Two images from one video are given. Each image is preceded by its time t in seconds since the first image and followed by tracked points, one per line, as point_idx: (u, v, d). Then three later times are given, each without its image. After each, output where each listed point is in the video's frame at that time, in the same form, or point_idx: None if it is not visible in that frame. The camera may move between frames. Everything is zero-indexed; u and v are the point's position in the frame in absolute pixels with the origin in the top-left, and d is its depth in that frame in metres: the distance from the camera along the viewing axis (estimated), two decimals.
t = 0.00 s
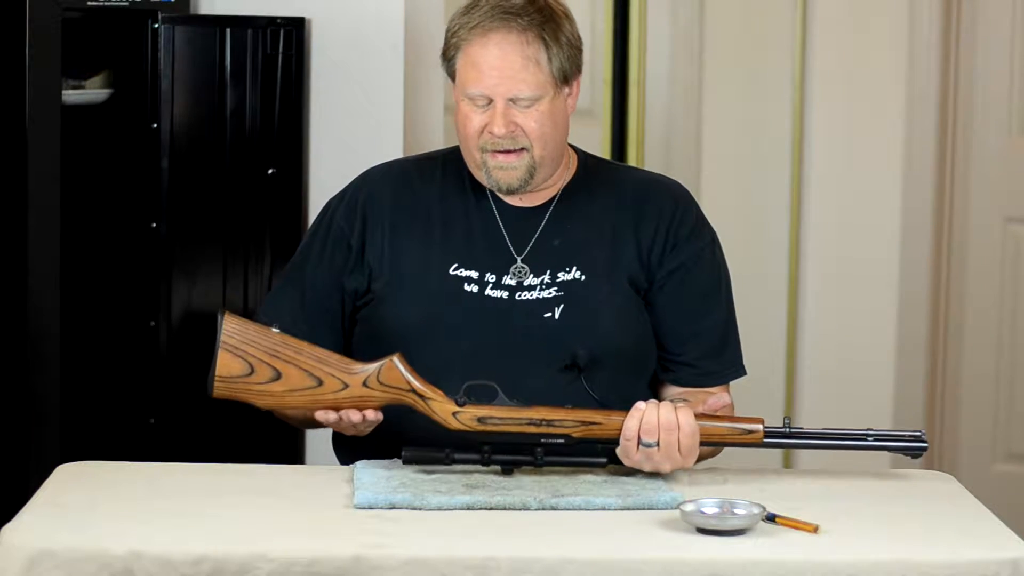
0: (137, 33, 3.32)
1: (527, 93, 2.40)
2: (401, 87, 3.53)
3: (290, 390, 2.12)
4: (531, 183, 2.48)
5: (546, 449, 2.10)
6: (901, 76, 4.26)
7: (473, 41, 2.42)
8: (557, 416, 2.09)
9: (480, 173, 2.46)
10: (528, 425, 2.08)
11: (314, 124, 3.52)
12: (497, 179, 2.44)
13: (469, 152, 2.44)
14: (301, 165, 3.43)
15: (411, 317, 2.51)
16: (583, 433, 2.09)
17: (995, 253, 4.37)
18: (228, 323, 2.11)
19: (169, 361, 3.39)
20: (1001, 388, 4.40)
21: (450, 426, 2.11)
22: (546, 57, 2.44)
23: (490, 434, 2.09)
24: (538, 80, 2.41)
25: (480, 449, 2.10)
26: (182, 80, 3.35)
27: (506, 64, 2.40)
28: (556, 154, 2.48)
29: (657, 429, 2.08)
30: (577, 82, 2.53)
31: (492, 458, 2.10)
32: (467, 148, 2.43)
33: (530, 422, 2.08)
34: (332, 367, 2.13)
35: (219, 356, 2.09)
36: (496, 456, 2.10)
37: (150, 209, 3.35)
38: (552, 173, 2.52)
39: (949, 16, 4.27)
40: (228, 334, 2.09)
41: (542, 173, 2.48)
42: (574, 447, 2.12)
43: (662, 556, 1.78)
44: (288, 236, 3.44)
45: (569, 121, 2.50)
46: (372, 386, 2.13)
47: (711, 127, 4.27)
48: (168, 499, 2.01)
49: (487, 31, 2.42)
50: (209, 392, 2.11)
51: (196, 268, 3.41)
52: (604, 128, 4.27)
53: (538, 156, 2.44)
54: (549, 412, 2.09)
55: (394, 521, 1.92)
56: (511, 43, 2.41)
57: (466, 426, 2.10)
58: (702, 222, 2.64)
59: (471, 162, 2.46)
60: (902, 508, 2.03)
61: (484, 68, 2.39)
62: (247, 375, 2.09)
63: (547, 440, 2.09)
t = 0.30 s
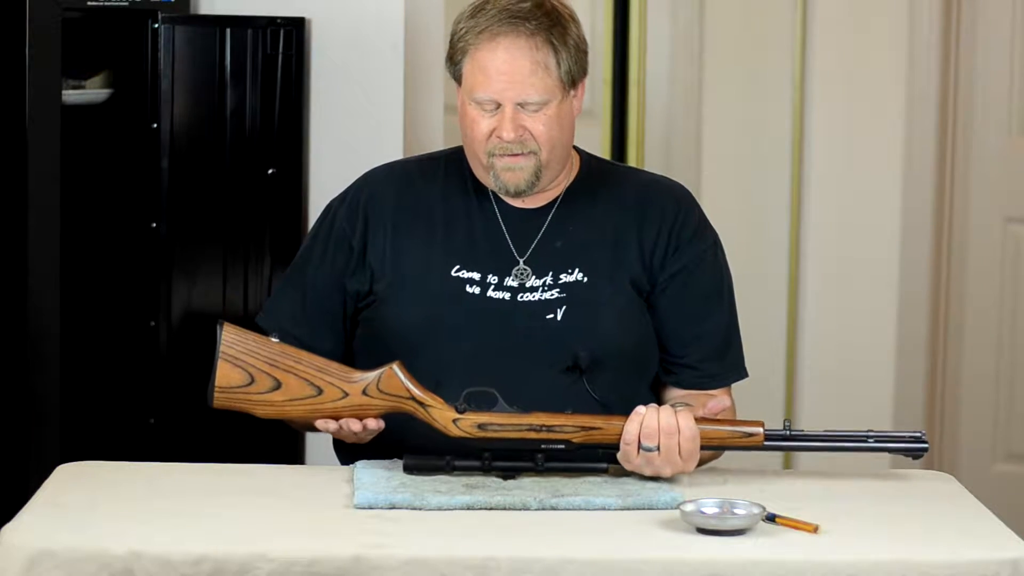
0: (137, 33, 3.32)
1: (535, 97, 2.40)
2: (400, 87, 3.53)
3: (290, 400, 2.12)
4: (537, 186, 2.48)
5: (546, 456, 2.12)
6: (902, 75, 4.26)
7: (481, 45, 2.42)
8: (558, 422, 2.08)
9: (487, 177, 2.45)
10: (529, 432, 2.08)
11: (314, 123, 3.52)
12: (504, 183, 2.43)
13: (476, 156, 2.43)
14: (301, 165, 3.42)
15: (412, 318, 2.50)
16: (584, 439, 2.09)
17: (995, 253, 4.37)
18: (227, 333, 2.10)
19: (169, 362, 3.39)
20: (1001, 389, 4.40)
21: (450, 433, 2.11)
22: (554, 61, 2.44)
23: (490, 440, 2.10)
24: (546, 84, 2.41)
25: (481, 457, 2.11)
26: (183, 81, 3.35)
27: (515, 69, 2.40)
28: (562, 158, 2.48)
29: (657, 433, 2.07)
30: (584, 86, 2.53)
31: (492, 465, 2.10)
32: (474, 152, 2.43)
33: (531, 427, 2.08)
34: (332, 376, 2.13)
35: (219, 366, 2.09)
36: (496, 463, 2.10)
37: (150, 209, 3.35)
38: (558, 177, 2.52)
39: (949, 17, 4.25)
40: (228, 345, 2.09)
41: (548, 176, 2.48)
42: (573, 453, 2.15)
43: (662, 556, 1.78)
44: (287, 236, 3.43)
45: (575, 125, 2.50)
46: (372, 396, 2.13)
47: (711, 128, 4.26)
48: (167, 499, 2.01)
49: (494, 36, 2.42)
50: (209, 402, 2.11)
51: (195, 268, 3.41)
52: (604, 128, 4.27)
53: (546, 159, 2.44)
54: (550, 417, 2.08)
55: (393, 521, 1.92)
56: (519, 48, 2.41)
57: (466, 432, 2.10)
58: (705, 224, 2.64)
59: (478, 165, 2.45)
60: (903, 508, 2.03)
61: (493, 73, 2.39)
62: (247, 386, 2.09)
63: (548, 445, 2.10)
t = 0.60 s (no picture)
0: (137, 34, 3.31)
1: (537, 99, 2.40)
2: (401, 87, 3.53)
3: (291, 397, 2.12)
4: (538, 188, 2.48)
5: (547, 458, 2.11)
6: (901, 75, 4.26)
7: (483, 47, 2.41)
8: (559, 425, 2.08)
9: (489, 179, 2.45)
10: (530, 434, 2.08)
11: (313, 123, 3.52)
12: (506, 186, 2.43)
13: (477, 159, 2.43)
14: (301, 164, 3.43)
15: (413, 318, 2.50)
16: (585, 442, 2.09)
17: (995, 253, 4.39)
18: (232, 329, 2.11)
19: (169, 362, 3.38)
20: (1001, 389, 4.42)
21: (452, 434, 2.11)
22: (556, 63, 2.44)
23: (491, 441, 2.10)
24: (549, 87, 2.41)
25: (482, 457, 2.11)
26: (182, 80, 3.34)
27: (518, 71, 2.39)
28: (564, 159, 2.48)
29: (658, 437, 2.07)
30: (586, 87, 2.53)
31: (493, 467, 2.10)
32: (476, 154, 2.43)
33: (532, 430, 2.08)
34: (334, 375, 2.13)
35: (222, 361, 2.09)
36: (497, 465, 2.10)
37: (150, 209, 3.35)
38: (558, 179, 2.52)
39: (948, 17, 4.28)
40: (233, 340, 2.10)
41: (550, 178, 2.48)
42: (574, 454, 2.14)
43: (662, 556, 1.78)
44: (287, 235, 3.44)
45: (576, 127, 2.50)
46: (374, 395, 2.13)
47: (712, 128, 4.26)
48: (167, 499, 2.01)
49: (497, 38, 2.42)
50: (211, 397, 2.11)
51: (196, 268, 3.40)
52: (605, 128, 4.25)
53: (548, 162, 2.44)
54: (551, 420, 2.08)
55: (393, 521, 1.92)
56: (521, 50, 2.41)
57: (467, 433, 2.10)
58: (706, 225, 2.64)
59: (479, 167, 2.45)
60: (903, 509, 2.03)
61: (495, 75, 2.39)
62: (248, 382, 2.10)
63: (548, 447, 2.10)
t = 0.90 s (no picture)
0: (137, 34, 3.31)
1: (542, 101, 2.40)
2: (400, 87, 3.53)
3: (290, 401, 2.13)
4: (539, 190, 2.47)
5: (548, 458, 2.11)
6: (902, 76, 4.26)
7: (489, 47, 2.42)
8: (558, 424, 2.08)
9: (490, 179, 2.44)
10: (528, 433, 2.08)
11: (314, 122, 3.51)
12: (507, 186, 2.43)
13: (479, 158, 2.43)
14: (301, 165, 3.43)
15: (412, 319, 2.50)
16: (584, 441, 2.09)
17: (996, 253, 4.41)
18: (228, 334, 2.11)
19: (169, 362, 3.38)
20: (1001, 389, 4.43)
21: (451, 434, 2.11)
22: (562, 66, 2.44)
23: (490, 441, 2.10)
24: (554, 89, 2.41)
25: (481, 458, 2.11)
26: (182, 80, 3.34)
27: (523, 72, 2.39)
28: (566, 162, 2.48)
29: (657, 435, 2.07)
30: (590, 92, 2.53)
31: (493, 467, 2.10)
32: (478, 154, 2.43)
33: (530, 429, 2.08)
34: (332, 378, 2.13)
35: (219, 367, 2.10)
36: (497, 465, 2.10)
37: (150, 209, 3.35)
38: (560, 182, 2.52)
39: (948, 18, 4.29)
40: (230, 346, 2.10)
41: (551, 180, 2.48)
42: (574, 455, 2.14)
43: (662, 556, 1.78)
44: (287, 235, 3.43)
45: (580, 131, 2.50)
46: (372, 398, 2.13)
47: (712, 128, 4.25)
48: (167, 499, 2.01)
49: (503, 38, 2.42)
50: (210, 402, 2.12)
51: (195, 268, 3.40)
52: (604, 129, 4.25)
53: (549, 164, 2.44)
54: (549, 419, 2.08)
55: (393, 521, 1.92)
56: (528, 52, 2.41)
57: (467, 434, 2.10)
58: (707, 229, 2.64)
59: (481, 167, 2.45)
60: (902, 508, 2.03)
61: (501, 75, 2.39)
62: (247, 386, 2.10)
63: (548, 447, 2.10)
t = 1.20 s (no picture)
0: (137, 33, 3.31)
1: (534, 78, 2.41)
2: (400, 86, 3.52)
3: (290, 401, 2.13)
4: (533, 172, 2.47)
5: (549, 459, 2.11)
6: (901, 75, 4.26)
7: (482, 26, 2.43)
8: (558, 426, 2.09)
9: (483, 159, 2.44)
10: (529, 436, 2.08)
11: (314, 122, 3.51)
12: (500, 165, 2.43)
13: (472, 137, 2.43)
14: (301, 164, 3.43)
15: (410, 317, 2.50)
16: (584, 443, 2.09)
17: (997, 253, 4.40)
18: (229, 335, 2.12)
19: (169, 362, 3.38)
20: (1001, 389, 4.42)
21: (451, 436, 2.11)
22: (554, 46, 2.44)
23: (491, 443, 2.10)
24: (545, 67, 2.42)
25: (482, 458, 2.11)
26: (182, 80, 3.34)
27: (515, 50, 2.40)
28: (560, 145, 2.48)
29: (658, 439, 2.07)
30: (587, 78, 2.53)
31: (493, 468, 2.09)
32: (471, 133, 2.43)
33: (531, 432, 2.08)
34: (332, 379, 2.13)
35: (219, 367, 2.10)
36: (498, 466, 2.09)
37: (150, 209, 3.35)
38: (555, 167, 2.52)
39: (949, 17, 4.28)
40: (230, 347, 2.10)
41: (544, 163, 2.47)
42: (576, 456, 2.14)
43: (662, 556, 1.78)
44: (287, 234, 3.43)
45: (574, 114, 2.50)
46: (372, 399, 2.13)
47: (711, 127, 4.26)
48: (166, 499, 2.01)
49: (496, 18, 2.43)
50: (211, 402, 2.13)
51: (195, 268, 3.40)
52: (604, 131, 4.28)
53: (542, 143, 2.44)
54: (550, 422, 2.09)
55: (393, 521, 1.92)
56: (520, 30, 2.41)
57: (467, 436, 2.10)
58: (707, 229, 2.64)
59: (475, 148, 2.45)
60: (901, 509, 2.03)
61: (494, 52, 2.40)
62: (247, 387, 2.11)
63: (549, 449, 2.10)
